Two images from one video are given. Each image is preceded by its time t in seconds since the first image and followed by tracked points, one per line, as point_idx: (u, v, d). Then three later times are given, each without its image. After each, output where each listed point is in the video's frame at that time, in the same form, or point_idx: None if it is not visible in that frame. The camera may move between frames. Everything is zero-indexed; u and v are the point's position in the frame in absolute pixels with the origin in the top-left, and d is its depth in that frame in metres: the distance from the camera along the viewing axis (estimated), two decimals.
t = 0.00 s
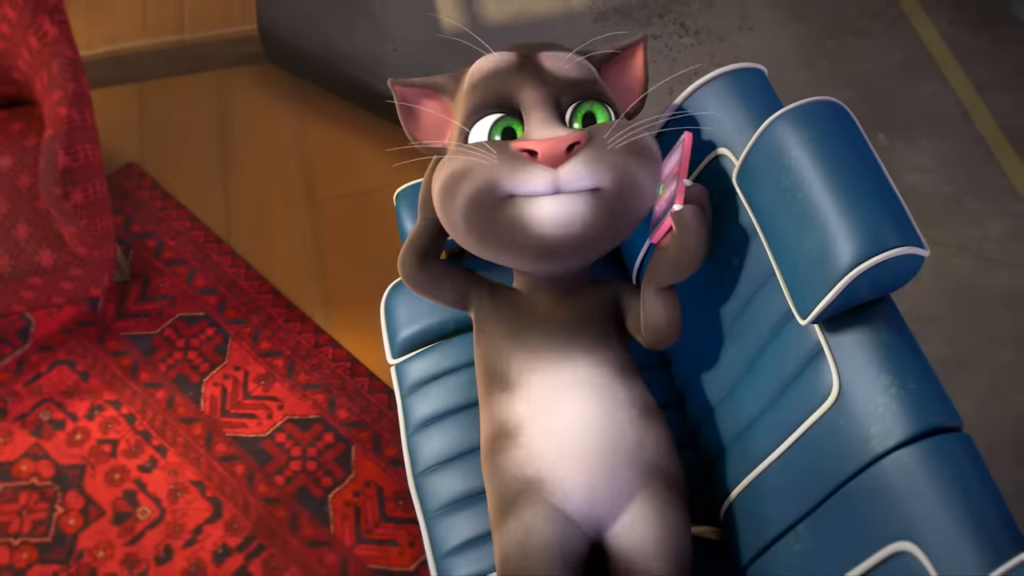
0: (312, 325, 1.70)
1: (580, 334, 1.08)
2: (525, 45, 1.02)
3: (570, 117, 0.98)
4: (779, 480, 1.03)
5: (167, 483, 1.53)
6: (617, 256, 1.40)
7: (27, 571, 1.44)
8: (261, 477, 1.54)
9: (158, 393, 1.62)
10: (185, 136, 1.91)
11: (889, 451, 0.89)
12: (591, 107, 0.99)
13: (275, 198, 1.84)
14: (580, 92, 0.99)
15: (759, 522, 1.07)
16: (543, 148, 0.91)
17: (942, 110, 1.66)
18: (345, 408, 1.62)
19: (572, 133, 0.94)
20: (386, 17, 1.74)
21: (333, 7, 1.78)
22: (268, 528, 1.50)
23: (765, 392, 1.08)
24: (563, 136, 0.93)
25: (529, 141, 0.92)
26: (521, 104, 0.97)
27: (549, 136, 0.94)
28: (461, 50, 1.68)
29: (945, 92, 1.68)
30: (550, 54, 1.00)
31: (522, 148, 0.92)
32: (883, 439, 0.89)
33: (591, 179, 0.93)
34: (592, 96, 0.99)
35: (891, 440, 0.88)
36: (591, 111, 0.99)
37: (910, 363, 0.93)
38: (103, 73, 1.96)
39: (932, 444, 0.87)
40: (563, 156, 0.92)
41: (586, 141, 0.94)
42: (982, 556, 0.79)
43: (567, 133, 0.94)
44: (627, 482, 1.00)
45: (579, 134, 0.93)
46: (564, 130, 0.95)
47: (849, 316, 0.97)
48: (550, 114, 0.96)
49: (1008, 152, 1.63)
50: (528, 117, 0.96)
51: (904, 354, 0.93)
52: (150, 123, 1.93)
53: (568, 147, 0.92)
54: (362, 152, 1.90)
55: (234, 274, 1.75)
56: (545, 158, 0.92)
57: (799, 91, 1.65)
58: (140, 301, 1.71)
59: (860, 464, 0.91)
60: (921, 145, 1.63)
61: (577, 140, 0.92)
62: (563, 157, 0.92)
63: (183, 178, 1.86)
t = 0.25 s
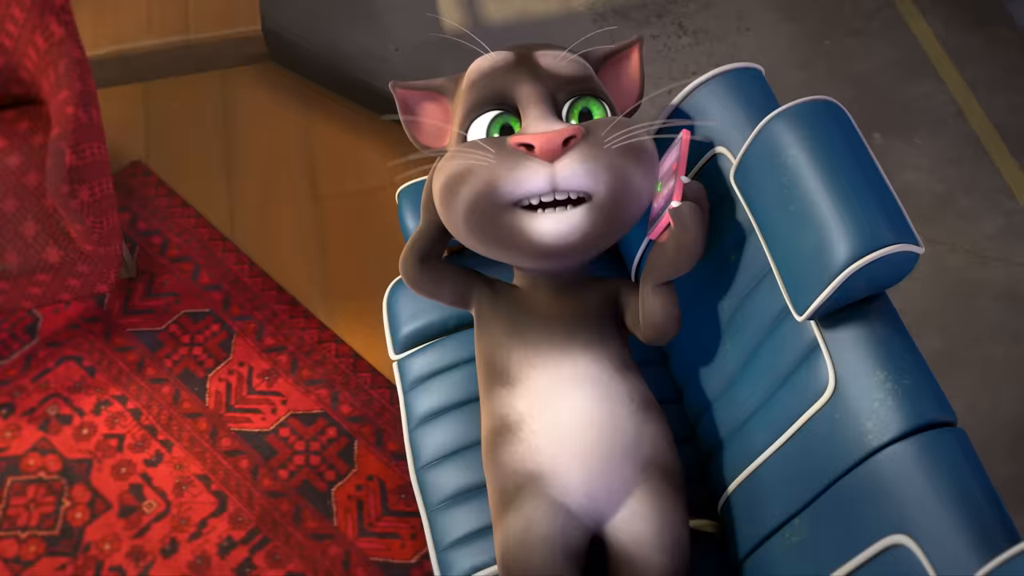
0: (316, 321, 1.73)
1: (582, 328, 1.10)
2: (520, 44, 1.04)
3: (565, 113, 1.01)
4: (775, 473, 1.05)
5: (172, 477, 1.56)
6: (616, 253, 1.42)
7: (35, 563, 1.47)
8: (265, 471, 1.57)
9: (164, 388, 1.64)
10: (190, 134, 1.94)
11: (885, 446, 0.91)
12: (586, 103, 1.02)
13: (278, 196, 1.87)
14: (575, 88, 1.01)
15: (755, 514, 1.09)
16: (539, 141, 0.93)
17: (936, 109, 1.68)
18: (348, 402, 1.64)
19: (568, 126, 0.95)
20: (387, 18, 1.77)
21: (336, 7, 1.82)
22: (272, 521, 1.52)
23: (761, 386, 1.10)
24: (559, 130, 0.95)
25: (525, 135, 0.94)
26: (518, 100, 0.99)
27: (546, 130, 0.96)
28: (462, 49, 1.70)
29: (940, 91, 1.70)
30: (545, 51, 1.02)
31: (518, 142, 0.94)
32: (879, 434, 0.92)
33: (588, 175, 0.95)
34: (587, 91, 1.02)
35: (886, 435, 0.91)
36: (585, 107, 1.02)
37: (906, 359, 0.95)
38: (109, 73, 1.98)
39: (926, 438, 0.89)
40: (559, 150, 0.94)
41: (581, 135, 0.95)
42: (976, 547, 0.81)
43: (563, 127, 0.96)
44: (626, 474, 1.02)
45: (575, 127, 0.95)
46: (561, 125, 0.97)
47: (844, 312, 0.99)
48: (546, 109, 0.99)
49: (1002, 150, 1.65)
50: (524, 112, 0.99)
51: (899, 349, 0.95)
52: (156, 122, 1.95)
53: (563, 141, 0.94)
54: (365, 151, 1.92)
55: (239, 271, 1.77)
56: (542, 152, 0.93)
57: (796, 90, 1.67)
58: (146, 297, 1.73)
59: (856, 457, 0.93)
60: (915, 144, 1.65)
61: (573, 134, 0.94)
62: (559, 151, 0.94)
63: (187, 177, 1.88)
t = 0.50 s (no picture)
0: (319, 318, 1.75)
1: (585, 325, 1.12)
2: (556, 53, 1.05)
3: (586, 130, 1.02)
4: (773, 466, 1.08)
5: (178, 471, 1.58)
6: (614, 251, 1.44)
7: (43, 556, 1.49)
8: (269, 465, 1.59)
9: (169, 383, 1.66)
10: (195, 133, 1.96)
11: (880, 440, 0.93)
12: (609, 119, 1.02)
13: (283, 194, 1.89)
14: (602, 109, 1.02)
15: (753, 506, 1.11)
16: (556, 175, 0.98)
17: (931, 108, 1.70)
18: (350, 398, 1.67)
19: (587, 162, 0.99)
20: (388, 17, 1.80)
21: (337, 7, 1.84)
22: (276, 514, 1.54)
23: (759, 381, 1.12)
24: (577, 165, 0.99)
25: (544, 166, 0.98)
26: (542, 117, 1.01)
27: (564, 160, 0.99)
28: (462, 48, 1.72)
29: (934, 90, 1.72)
30: (580, 65, 1.02)
31: (536, 171, 0.99)
32: (874, 428, 0.93)
33: (596, 212, 1.00)
34: (614, 112, 1.02)
35: (882, 430, 0.93)
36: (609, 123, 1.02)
37: (901, 354, 0.96)
38: (114, 72, 2.00)
39: (921, 432, 0.91)
40: (574, 186, 0.98)
41: (599, 173, 0.99)
42: (971, 541, 0.82)
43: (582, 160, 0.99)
44: (624, 469, 1.04)
45: (593, 165, 0.98)
46: (580, 157, 0.99)
47: (841, 308, 1.01)
48: (568, 130, 1.00)
49: (996, 149, 1.68)
50: (546, 131, 1.00)
51: (894, 345, 0.97)
52: (161, 121, 1.97)
53: (579, 178, 0.98)
54: (367, 150, 1.95)
55: (243, 268, 1.80)
56: (556, 185, 0.98)
57: (793, 90, 1.68)
58: (151, 294, 1.76)
59: (852, 451, 0.95)
60: (910, 142, 1.67)
61: (590, 172, 0.98)
62: (572, 187, 0.98)
63: (193, 175, 1.90)
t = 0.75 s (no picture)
0: (322, 314, 1.78)
1: (584, 322, 1.14)
2: (575, 57, 1.06)
3: (596, 140, 1.04)
4: (768, 460, 1.10)
5: (183, 465, 1.60)
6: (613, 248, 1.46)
7: (50, 549, 1.51)
8: (273, 459, 1.62)
9: (174, 379, 1.69)
10: (200, 131, 1.98)
11: (876, 435, 0.96)
12: (620, 129, 1.04)
13: (286, 193, 1.92)
14: (612, 121, 1.04)
15: (748, 499, 1.14)
16: (561, 183, 0.99)
17: (926, 106, 1.73)
18: (353, 393, 1.70)
19: (593, 173, 1.00)
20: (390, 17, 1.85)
21: (341, 7, 1.89)
22: (280, 508, 1.57)
23: (756, 377, 1.14)
24: (583, 174, 1.00)
25: (549, 173, 1.00)
26: (552, 123, 1.03)
27: (570, 169, 1.01)
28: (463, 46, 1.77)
29: (929, 89, 1.74)
30: (597, 77, 1.04)
31: (541, 177, 1.01)
32: (870, 424, 0.96)
33: (599, 219, 1.02)
34: (624, 126, 1.04)
35: (878, 424, 0.95)
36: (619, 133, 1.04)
37: (896, 350, 0.99)
38: (120, 72, 2.02)
39: (915, 428, 0.93)
40: (577, 194, 1.00)
41: (603, 183, 1.01)
42: (964, 535, 0.86)
43: (588, 171, 1.01)
44: (623, 463, 1.07)
45: (599, 176, 1.00)
46: (587, 166, 1.01)
47: (836, 305, 1.04)
48: (578, 139, 1.02)
49: (990, 147, 1.70)
50: (556, 137, 1.02)
51: (888, 342, 0.99)
52: (165, 119, 1.99)
53: (584, 187, 1.00)
54: (370, 150, 1.98)
55: (247, 265, 1.82)
56: (560, 193, 1.00)
57: (790, 89, 1.70)
58: (157, 291, 1.78)
59: (848, 446, 0.98)
60: (906, 141, 1.69)
61: (595, 182, 1.00)
62: (576, 196, 1.00)
63: (197, 173, 1.93)
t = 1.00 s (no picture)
0: (325, 310, 1.80)
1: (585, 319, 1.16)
2: (574, 60, 1.07)
3: (591, 143, 1.06)
4: (766, 454, 1.12)
5: (188, 459, 1.63)
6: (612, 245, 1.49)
7: (57, 542, 1.53)
8: (277, 454, 1.64)
9: (179, 374, 1.71)
10: (204, 131, 2.01)
11: (870, 429, 0.97)
12: (615, 132, 1.06)
13: (289, 191, 1.94)
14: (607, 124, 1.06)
15: (746, 492, 1.16)
16: (551, 182, 1.01)
17: (921, 105, 1.75)
18: (356, 388, 1.72)
19: (585, 173, 1.02)
20: (394, 18, 1.89)
21: (344, 7, 1.93)
22: (284, 502, 1.59)
23: (754, 372, 1.16)
24: (575, 174, 1.02)
25: (541, 172, 1.02)
26: (548, 126, 1.05)
27: (562, 169, 1.03)
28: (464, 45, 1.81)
29: (924, 89, 1.77)
30: (595, 79, 1.06)
31: (532, 176, 1.03)
32: (865, 418, 0.98)
33: (588, 221, 1.04)
34: (618, 130, 1.06)
35: (873, 419, 0.97)
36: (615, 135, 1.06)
37: (891, 346, 1.01)
38: (126, 71, 2.05)
39: (910, 423, 0.95)
40: (568, 194, 1.02)
41: (595, 184, 1.03)
42: (958, 529, 0.87)
43: (580, 171, 1.03)
44: (622, 457, 1.09)
45: (589, 177, 1.02)
46: (579, 167, 1.03)
47: (833, 301, 1.06)
48: (572, 143, 1.04)
49: (984, 146, 1.72)
50: (551, 138, 1.04)
51: (884, 338, 1.01)
52: (170, 118, 2.01)
53: (574, 187, 1.02)
54: (373, 150, 2.00)
55: (251, 262, 1.85)
56: (551, 192, 1.02)
57: (786, 88, 1.72)
58: (162, 288, 1.80)
59: (843, 440, 1.00)
60: (901, 140, 1.71)
61: (586, 182, 1.02)
62: (566, 196, 1.02)
63: (201, 171, 1.95)
